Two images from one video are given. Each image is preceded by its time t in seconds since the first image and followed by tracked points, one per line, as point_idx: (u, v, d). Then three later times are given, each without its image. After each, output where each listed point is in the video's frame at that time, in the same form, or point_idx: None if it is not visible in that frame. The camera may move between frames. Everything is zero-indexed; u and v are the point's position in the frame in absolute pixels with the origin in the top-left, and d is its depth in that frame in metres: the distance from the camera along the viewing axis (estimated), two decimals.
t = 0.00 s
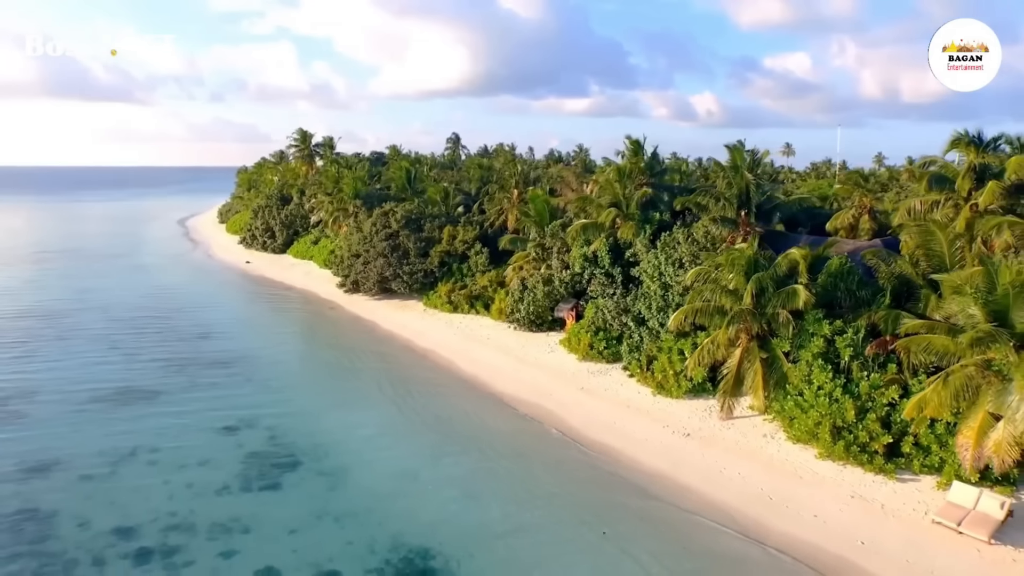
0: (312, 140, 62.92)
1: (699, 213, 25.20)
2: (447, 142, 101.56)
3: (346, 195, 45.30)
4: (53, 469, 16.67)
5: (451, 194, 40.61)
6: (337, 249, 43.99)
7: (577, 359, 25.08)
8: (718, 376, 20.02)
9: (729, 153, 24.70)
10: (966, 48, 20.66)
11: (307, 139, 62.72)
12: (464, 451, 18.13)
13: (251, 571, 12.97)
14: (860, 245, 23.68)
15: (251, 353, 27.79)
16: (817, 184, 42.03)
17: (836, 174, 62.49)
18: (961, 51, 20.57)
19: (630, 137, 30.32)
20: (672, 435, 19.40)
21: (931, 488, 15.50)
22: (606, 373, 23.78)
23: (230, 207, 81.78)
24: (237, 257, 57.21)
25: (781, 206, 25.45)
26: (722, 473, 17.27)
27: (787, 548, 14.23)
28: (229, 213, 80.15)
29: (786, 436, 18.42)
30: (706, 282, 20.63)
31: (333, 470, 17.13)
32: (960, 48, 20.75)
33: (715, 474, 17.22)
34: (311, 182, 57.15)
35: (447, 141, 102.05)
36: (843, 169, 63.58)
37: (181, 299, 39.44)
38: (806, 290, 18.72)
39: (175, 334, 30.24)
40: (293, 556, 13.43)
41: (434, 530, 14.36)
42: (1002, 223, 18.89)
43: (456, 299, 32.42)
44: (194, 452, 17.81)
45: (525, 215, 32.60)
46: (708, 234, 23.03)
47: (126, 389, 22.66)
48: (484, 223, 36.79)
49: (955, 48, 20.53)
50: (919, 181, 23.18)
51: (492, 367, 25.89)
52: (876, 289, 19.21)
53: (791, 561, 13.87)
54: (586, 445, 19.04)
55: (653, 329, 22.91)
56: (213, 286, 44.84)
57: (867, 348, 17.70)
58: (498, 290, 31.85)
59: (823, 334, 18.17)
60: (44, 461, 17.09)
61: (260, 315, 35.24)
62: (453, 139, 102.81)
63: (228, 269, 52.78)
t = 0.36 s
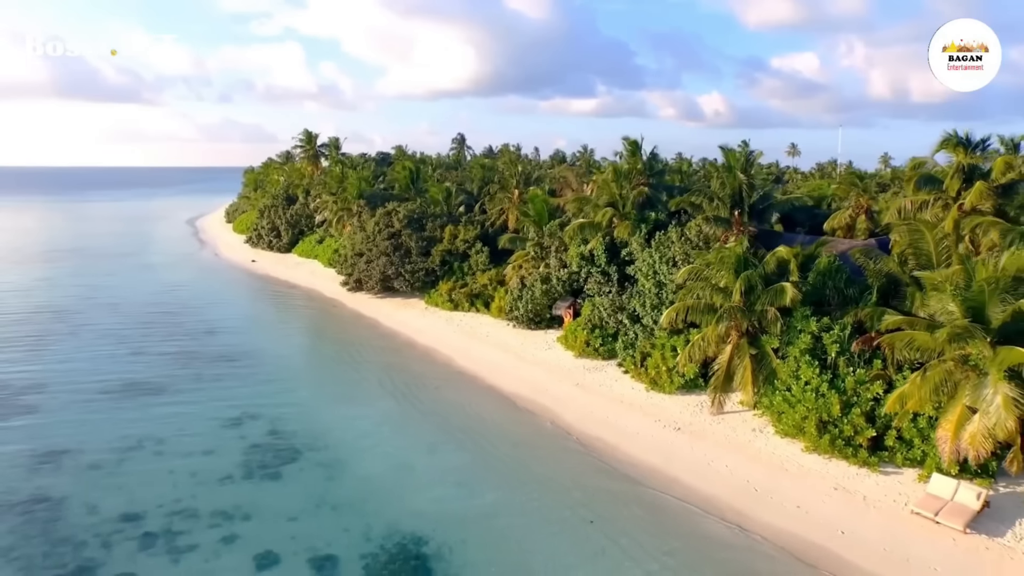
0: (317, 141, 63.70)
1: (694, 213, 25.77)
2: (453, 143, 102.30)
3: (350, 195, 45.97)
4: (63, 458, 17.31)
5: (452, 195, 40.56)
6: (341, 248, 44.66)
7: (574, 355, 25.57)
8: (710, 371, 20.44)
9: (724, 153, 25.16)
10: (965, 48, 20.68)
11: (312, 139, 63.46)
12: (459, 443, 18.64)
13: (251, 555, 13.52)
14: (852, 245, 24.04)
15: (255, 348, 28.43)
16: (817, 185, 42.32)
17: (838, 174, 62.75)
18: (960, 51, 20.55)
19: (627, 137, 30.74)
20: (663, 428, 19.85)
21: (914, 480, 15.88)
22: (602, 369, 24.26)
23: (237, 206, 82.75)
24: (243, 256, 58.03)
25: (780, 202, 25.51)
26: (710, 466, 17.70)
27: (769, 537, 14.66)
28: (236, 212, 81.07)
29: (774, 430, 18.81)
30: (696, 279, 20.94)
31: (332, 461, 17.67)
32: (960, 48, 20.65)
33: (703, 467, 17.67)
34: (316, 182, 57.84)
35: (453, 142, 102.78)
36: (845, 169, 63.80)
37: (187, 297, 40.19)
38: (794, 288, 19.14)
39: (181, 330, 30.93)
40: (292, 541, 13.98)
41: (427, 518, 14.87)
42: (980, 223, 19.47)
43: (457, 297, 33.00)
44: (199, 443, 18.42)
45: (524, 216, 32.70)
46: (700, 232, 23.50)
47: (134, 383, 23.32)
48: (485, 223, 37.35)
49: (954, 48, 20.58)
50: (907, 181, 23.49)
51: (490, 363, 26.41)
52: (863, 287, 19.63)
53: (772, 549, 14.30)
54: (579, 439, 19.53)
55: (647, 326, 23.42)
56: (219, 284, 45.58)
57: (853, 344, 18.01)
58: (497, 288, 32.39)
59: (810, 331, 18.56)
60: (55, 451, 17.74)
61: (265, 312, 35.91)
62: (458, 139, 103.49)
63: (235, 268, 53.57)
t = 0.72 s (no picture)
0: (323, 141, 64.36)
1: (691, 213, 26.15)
2: (458, 143, 102.95)
3: (355, 195, 46.57)
4: (74, 449, 17.89)
5: (456, 194, 41.02)
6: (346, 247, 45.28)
7: (572, 352, 26.04)
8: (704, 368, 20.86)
9: (720, 154, 25.42)
10: (967, 48, 20.68)
11: (318, 140, 64.10)
12: (457, 436, 19.15)
13: (254, 540, 14.06)
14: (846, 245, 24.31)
15: (261, 345, 29.05)
16: (818, 184, 42.60)
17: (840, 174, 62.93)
18: (960, 51, 20.55)
19: (627, 137, 31.14)
20: (656, 423, 20.30)
21: (899, 473, 16.23)
22: (599, 365, 24.72)
23: (245, 206, 83.63)
24: (251, 255, 58.78)
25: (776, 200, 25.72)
26: (702, 459, 18.13)
27: (755, 527, 15.11)
28: (243, 212, 81.95)
29: (765, 425, 19.20)
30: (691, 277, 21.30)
31: (333, 453, 18.22)
32: (961, 48, 20.66)
33: (695, 460, 18.11)
34: (322, 182, 58.49)
35: (458, 142, 103.44)
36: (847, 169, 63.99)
37: (195, 295, 40.91)
38: (785, 286, 19.52)
39: (189, 327, 31.59)
40: (293, 528, 14.51)
41: (424, 507, 15.37)
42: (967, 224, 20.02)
43: (459, 296, 33.54)
44: (205, 435, 18.99)
45: (526, 215, 33.09)
46: (696, 232, 23.92)
47: (142, 377, 23.95)
48: (488, 222, 37.83)
49: (955, 48, 20.53)
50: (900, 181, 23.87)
51: (491, 360, 26.91)
52: (854, 285, 20.00)
53: (758, 538, 14.75)
54: (574, 433, 20.00)
55: (644, 324, 23.86)
56: (226, 283, 46.30)
57: (843, 341, 18.40)
58: (499, 286, 32.89)
59: (801, 328, 18.96)
60: (66, 441, 18.35)
61: (271, 310, 36.54)
62: (463, 140, 104.15)
63: (242, 267, 54.30)
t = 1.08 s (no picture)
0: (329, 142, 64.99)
1: (689, 212, 26.57)
2: (464, 144, 103.50)
3: (360, 195, 47.13)
4: (86, 440, 18.47)
5: (460, 194, 41.61)
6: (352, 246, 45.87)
7: (572, 349, 26.49)
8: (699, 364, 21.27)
9: (717, 155, 25.82)
10: (965, 48, 20.81)
11: (324, 140, 64.74)
12: (456, 429, 19.63)
13: (258, 526, 14.59)
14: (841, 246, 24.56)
15: (267, 341, 29.64)
16: (819, 185, 42.89)
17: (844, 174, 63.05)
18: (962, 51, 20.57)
19: (627, 138, 31.63)
20: (652, 418, 20.70)
21: (887, 467, 16.59)
22: (598, 362, 25.15)
23: (252, 206, 84.45)
24: (258, 254, 59.48)
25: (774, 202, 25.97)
26: (695, 453, 18.54)
27: (745, 518, 15.52)
28: (251, 212, 82.77)
29: (759, 420, 19.58)
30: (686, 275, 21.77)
31: (336, 445, 18.74)
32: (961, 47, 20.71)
33: (688, 454, 18.52)
34: (329, 182, 59.12)
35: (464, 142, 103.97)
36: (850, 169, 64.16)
37: (203, 294, 41.59)
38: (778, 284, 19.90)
39: (197, 324, 32.21)
40: (296, 516, 15.02)
41: (423, 497, 15.86)
42: (958, 220, 20.16)
43: (462, 294, 34.04)
44: (212, 427, 19.55)
45: (528, 215, 33.61)
46: (693, 231, 24.34)
47: (151, 372, 24.55)
48: (491, 222, 38.32)
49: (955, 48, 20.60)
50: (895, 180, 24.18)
51: (492, 356, 27.39)
52: (846, 283, 20.39)
53: (747, 528, 15.16)
54: (572, 427, 20.44)
55: (642, 321, 24.28)
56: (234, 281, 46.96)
57: (834, 338, 18.85)
58: (501, 285, 33.38)
59: (793, 325, 19.37)
60: (79, 433, 18.94)
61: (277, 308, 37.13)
62: (468, 140, 104.74)
63: (249, 266, 55.00)
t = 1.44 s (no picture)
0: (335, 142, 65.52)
1: (688, 211, 26.91)
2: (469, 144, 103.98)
3: (365, 194, 47.63)
4: (96, 431, 18.99)
5: (464, 193, 42.10)
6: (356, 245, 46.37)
7: (572, 346, 26.86)
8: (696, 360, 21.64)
9: (716, 155, 26.14)
10: (964, 48, 20.94)
11: (330, 140, 65.30)
12: (456, 423, 20.06)
13: (262, 515, 15.06)
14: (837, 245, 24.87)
15: (272, 338, 30.15)
16: (820, 185, 43.09)
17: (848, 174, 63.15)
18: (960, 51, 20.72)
19: (627, 138, 32.05)
20: (649, 413, 21.05)
21: (878, 461, 16.91)
22: (597, 359, 25.51)
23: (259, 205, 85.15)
24: (264, 253, 60.07)
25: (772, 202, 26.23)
26: (690, 447, 18.89)
27: (736, 509, 15.88)
28: (257, 211, 83.45)
29: (753, 416, 19.92)
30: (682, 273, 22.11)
31: (338, 438, 19.19)
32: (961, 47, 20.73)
33: (683, 447, 18.88)
34: (334, 182, 59.64)
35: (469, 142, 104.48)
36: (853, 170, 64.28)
37: (210, 291, 42.18)
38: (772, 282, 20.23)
39: (204, 321, 32.75)
40: (299, 505, 15.49)
41: (422, 487, 16.29)
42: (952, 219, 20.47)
43: (465, 292, 34.48)
44: (218, 420, 20.03)
45: (530, 214, 34.01)
46: (691, 230, 24.69)
47: (159, 367, 25.07)
48: (494, 222, 38.75)
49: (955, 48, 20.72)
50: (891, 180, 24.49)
51: (492, 353, 27.80)
52: (840, 281, 20.73)
53: (738, 519, 15.51)
54: (569, 422, 20.82)
55: (640, 319, 24.65)
56: (240, 280, 47.55)
57: (827, 335, 19.22)
58: (503, 283, 33.82)
59: (787, 322, 19.67)
60: (89, 425, 19.45)
61: (283, 305, 37.67)
62: (473, 141, 105.26)
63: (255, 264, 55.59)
